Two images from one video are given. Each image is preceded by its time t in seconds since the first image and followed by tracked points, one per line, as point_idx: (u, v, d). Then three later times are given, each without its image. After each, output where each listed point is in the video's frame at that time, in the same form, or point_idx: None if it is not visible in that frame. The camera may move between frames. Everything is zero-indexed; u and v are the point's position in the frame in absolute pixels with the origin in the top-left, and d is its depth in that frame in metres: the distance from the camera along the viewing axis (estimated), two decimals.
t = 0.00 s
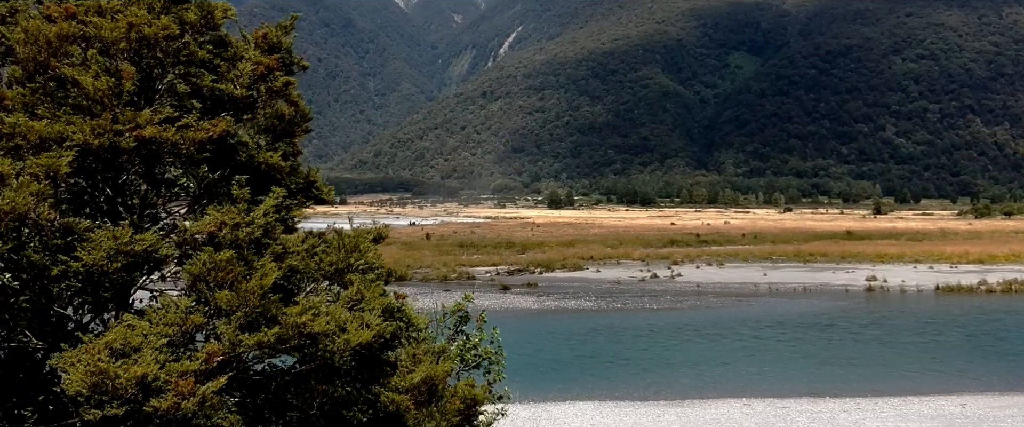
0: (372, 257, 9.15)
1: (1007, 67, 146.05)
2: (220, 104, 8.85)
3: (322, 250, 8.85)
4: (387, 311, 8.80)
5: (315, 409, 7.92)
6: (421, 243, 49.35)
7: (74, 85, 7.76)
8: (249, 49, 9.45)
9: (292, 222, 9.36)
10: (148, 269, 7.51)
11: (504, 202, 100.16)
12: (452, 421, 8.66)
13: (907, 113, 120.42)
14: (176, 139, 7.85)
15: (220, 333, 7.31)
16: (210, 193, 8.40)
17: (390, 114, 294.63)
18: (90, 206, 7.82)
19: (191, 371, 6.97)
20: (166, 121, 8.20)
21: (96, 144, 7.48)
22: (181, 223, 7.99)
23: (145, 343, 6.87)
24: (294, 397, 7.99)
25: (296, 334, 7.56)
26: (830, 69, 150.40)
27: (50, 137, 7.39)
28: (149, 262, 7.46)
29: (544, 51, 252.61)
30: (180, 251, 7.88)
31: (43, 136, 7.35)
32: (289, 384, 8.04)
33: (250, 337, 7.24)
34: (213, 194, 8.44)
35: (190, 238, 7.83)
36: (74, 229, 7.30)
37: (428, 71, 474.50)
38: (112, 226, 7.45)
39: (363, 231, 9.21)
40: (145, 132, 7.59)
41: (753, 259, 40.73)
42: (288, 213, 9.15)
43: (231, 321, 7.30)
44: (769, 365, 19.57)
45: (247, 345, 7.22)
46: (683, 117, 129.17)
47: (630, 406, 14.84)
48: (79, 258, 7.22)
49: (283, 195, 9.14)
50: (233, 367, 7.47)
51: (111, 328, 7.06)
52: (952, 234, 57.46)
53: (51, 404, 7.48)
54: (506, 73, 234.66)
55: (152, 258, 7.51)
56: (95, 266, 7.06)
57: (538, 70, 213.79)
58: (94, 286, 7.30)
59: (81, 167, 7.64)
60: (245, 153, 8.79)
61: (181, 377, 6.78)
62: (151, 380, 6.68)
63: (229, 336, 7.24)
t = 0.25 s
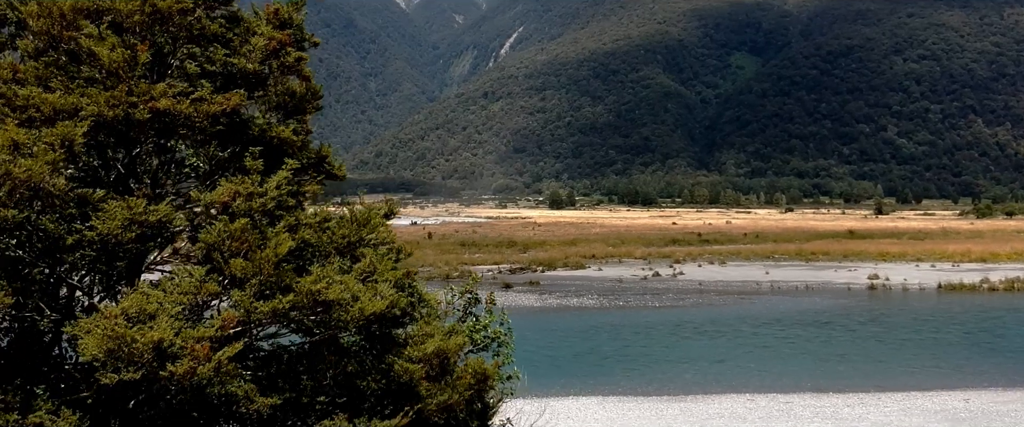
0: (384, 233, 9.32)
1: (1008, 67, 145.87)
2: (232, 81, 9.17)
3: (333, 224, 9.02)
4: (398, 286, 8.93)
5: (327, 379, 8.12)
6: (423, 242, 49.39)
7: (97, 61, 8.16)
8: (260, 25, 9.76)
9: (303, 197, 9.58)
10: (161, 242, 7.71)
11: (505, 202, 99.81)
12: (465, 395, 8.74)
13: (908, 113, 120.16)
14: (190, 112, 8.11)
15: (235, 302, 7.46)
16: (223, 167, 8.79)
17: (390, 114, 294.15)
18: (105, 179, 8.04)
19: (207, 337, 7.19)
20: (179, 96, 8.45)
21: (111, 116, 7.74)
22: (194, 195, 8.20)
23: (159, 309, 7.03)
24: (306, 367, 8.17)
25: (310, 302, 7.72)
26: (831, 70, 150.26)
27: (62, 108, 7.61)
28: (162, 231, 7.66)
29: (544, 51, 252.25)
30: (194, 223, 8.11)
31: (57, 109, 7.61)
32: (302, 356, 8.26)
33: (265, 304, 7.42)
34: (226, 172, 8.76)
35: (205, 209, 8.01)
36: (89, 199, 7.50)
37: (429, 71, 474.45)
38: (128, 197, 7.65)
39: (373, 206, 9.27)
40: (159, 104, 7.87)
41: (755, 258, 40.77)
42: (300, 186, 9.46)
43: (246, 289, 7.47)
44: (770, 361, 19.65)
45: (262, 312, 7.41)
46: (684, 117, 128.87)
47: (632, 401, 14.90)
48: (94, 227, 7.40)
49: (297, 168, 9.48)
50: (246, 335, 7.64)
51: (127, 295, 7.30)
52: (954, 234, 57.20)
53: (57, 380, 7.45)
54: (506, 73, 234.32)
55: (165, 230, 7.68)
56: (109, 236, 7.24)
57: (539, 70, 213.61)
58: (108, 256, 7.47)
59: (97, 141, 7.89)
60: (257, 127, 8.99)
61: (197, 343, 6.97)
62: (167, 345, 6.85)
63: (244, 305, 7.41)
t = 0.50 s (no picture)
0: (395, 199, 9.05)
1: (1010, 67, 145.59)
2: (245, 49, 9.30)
3: (344, 189, 8.85)
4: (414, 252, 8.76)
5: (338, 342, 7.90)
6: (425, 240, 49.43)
7: (109, 27, 8.35)
8: None
9: (313, 164, 9.42)
10: (174, 205, 7.58)
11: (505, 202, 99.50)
12: (482, 357, 8.39)
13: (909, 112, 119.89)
14: (203, 77, 8.09)
15: (249, 261, 7.27)
16: (232, 136, 8.69)
17: (391, 114, 293.80)
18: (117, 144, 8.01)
19: (220, 296, 7.04)
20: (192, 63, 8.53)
21: (124, 79, 7.74)
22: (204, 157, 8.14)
23: (174, 266, 6.86)
24: (318, 331, 8.02)
25: (324, 261, 7.58)
26: (833, 69, 149.98)
27: (76, 72, 7.75)
28: (176, 193, 7.51)
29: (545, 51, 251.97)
30: (204, 186, 8.00)
31: (71, 72, 7.74)
32: (316, 322, 8.11)
33: (279, 261, 7.27)
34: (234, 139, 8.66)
35: (217, 172, 7.92)
36: (102, 162, 7.45)
37: (431, 71, 474.62)
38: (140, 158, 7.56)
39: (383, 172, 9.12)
40: (172, 68, 7.85)
41: (757, 255, 40.82)
42: (311, 154, 9.34)
43: (260, 247, 7.29)
44: (771, 355, 19.72)
45: (276, 271, 7.24)
46: (686, 116, 128.63)
47: (636, 394, 14.90)
48: (106, 188, 7.30)
49: (308, 135, 9.40)
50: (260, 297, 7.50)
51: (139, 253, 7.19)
52: (956, 232, 56.95)
53: (66, 349, 7.27)
54: (507, 73, 233.95)
55: (177, 191, 7.52)
56: (122, 196, 7.13)
57: (540, 69, 213.42)
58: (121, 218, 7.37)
59: (108, 107, 7.89)
60: (268, 94, 8.99)
61: (211, 300, 6.79)
62: (181, 302, 6.68)
63: (258, 263, 7.22)
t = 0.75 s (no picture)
0: (398, 172, 9.20)
1: (1012, 66, 145.27)
2: (253, 22, 9.77)
3: (349, 163, 8.92)
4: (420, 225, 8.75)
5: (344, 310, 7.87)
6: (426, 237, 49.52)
7: (119, 5, 8.86)
8: None
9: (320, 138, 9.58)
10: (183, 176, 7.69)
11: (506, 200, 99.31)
12: (487, 328, 8.42)
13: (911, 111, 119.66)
14: (211, 49, 8.36)
15: (258, 226, 7.27)
16: (238, 112, 8.86)
17: (392, 113, 293.45)
18: (126, 116, 8.23)
19: (229, 262, 7.04)
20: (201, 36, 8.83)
21: (133, 49, 8.05)
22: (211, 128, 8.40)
23: (184, 231, 6.91)
24: (326, 301, 7.89)
25: (332, 228, 7.54)
26: (834, 68, 149.74)
27: (85, 42, 8.01)
28: (184, 161, 7.64)
29: (547, 50, 251.71)
30: (212, 158, 8.08)
31: (80, 42, 7.99)
32: (321, 291, 7.94)
33: (287, 228, 7.24)
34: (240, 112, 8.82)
35: (225, 142, 8.09)
36: (111, 131, 7.58)
37: (432, 70, 474.20)
38: (148, 128, 7.66)
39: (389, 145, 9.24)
40: (181, 38, 8.21)
41: (759, 252, 40.87)
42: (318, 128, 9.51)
43: (269, 213, 7.31)
44: (771, 351, 19.79)
45: (284, 237, 7.21)
46: (687, 115, 128.44)
47: (637, 387, 14.93)
48: (115, 158, 7.40)
49: (315, 111, 9.74)
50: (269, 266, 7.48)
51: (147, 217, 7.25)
52: (958, 230, 56.76)
53: (74, 320, 7.22)
54: (508, 71, 233.79)
55: (188, 163, 7.65)
56: (131, 165, 7.22)
57: (541, 68, 213.16)
58: (129, 186, 7.39)
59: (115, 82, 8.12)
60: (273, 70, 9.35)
61: (221, 264, 6.81)
62: (191, 266, 6.73)
63: (267, 230, 7.22)
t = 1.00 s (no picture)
0: (406, 144, 9.12)
1: (1014, 67, 144.91)
2: None
3: (357, 136, 8.92)
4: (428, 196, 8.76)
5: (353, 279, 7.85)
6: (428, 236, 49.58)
7: None
8: None
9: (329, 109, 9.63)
10: (192, 145, 7.89)
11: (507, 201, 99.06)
12: (497, 303, 8.59)
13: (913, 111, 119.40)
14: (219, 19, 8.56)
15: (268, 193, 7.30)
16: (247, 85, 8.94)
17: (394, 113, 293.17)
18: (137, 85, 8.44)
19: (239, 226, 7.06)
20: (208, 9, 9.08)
21: (142, 19, 8.42)
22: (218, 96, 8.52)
23: (193, 195, 6.96)
24: (335, 267, 7.94)
25: (341, 196, 7.52)
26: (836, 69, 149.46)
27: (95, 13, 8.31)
28: (195, 124, 7.74)
29: (548, 50, 251.44)
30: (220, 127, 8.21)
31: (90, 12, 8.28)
32: (328, 260, 7.88)
33: (296, 193, 7.21)
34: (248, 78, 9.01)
35: (236, 107, 8.30)
36: (121, 100, 7.76)
37: (434, 70, 474.13)
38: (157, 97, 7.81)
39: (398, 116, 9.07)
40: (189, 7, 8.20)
41: (761, 251, 40.92)
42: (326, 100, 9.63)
43: (276, 180, 7.37)
44: (774, 347, 19.79)
45: (293, 204, 7.21)
46: (688, 115, 128.20)
47: (640, 382, 14.93)
48: (125, 124, 7.57)
49: (324, 82, 9.85)
50: (280, 234, 7.51)
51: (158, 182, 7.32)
52: (960, 230, 56.52)
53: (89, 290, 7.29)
54: (510, 71, 233.45)
55: (195, 127, 7.76)
56: (141, 131, 7.37)
57: (542, 68, 212.90)
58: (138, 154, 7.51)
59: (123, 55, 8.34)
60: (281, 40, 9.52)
61: (232, 228, 6.82)
62: (201, 230, 6.76)
63: (277, 196, 7.20)
